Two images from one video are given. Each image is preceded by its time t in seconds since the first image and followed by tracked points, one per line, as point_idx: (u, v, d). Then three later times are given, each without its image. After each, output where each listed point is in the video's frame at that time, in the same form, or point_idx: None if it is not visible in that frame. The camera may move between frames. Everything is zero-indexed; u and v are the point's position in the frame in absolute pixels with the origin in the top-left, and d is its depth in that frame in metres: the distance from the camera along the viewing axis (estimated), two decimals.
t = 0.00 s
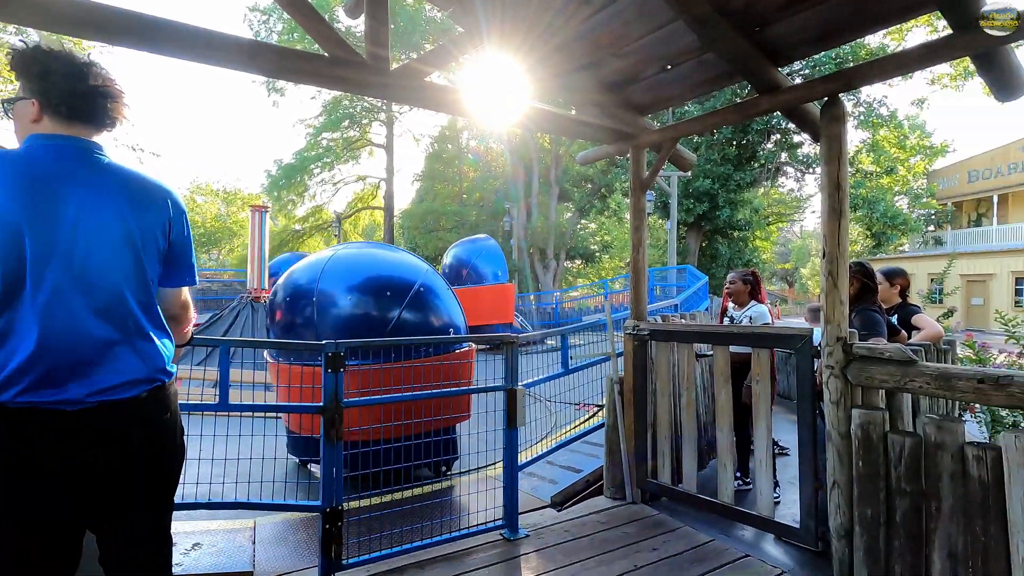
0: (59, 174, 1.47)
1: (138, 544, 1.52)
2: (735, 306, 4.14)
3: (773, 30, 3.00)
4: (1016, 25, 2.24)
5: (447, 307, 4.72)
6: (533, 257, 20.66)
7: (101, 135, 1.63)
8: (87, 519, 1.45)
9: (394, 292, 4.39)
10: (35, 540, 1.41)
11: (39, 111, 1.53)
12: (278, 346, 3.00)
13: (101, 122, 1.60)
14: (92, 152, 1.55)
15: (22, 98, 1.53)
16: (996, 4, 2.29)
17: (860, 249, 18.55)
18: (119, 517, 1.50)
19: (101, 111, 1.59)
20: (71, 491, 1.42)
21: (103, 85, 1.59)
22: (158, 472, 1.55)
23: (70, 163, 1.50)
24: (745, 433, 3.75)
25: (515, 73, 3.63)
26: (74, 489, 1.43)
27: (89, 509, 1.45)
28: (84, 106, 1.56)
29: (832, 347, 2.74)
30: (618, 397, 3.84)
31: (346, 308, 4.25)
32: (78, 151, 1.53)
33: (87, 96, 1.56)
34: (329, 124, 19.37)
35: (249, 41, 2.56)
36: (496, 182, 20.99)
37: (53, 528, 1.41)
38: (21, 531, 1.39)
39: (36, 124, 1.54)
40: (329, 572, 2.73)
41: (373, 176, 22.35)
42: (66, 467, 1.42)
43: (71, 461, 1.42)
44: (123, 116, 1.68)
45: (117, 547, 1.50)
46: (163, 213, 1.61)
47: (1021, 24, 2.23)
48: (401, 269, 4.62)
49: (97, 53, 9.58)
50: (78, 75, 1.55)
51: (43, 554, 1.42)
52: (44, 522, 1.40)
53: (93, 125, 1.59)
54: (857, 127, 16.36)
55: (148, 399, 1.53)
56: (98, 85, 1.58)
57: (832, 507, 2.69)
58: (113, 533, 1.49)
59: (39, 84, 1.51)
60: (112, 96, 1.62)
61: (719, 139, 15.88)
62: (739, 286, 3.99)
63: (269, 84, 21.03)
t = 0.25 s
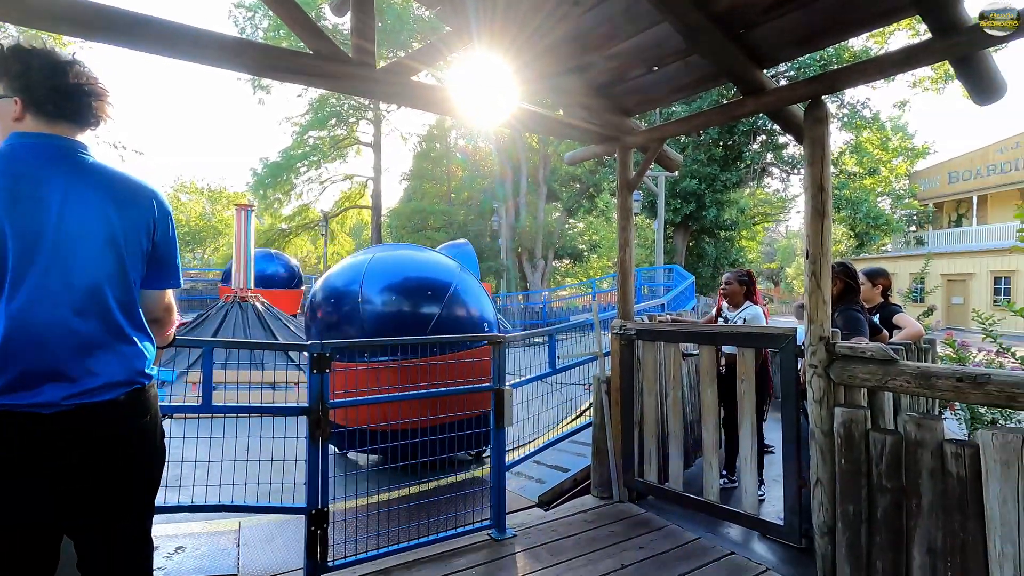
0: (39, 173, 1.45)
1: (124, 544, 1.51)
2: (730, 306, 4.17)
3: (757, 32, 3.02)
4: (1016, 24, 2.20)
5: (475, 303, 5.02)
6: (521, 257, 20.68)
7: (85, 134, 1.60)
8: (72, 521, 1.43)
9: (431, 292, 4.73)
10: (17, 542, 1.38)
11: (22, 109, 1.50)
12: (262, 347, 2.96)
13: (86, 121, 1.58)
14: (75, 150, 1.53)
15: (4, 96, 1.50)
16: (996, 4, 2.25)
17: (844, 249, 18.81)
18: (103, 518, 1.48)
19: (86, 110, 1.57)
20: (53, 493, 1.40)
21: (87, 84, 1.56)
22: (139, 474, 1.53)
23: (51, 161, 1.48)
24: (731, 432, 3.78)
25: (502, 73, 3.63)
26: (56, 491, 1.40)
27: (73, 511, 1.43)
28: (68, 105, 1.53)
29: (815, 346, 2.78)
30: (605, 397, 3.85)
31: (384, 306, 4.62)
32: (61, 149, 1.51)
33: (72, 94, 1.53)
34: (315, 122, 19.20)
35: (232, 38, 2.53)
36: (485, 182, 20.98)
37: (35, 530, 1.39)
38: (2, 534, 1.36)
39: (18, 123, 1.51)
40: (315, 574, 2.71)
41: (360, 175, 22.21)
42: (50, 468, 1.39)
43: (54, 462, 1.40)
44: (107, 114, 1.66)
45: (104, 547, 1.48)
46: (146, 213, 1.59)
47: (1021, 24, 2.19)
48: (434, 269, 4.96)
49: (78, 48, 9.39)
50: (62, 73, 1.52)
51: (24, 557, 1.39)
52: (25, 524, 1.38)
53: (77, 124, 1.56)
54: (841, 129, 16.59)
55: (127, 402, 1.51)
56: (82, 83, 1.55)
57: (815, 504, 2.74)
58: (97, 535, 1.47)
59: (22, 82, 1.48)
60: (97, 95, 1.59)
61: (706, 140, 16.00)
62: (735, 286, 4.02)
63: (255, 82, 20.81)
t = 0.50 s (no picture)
0: (33, 170, 1.43)
1: (125, 541, 1.51)
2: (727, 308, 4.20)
3: (746, 36, 3.06)
4: (1016, 24, 2.23)
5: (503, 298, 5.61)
6: (511, 258, 20.70)
7: (81, 133, 1.60)
8: (72, 520, 1.43)
9: (466, 287, 5.28)
10: (17, 542, 1.38)
11: (18, 108, 1.50)
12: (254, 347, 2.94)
13: (82, 121, 1.58)
14: (72, 149, 1.53)
15: None
16: (997, 4, 2.26)
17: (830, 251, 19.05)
18: (105, 516, 1.48)
19: (82, 110, 1.57)
20: (52, 493, 1.39)
21: (83, 82, 1.56)
22: (133, 474, 1.52)
23: (47, 159, 1.47)
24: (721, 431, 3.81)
25: (494, 75, 3.65)
26: (56, 491, 1.40)
27: (73, 511, 1.42)
28: (65, 104, 1.53)
29: (803, 346, 2.82)
30: (597, 397, 3.86)
31: (425, 301, 5.16)
32: (58, 147, 1.50)
33: (69, 94, 1.53)
34: (304, 123, 19.09)
35: (223, 37, 2.52)
36: (475, 183, 20.98)
37: (35, 530, 1.39)
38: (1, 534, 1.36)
39: (14, 121, 1.50)
40: None
41: (350, 176, 22.11)
42: (49, 468, 1.39)
43: (53, 462, 1.39)
44: (103, 114, 1.66)
45: (106, 545, 1.47)
46: (141, 213, 1.58)
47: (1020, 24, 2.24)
48: (466, 266, 5.51)
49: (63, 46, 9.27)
50: (59, 72, 1.52)
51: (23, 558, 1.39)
52: (25, 523, 1.37)
53: (74, 124, 1.56)
54: (828, 132, 16.82)
55: (120, 402, 1.49)
56: (78, 82, 1.55)
57: (804, 502, 2.78)
58: (97, 533, 1.47)
59: (18, 81, 1.47)
60: (94, 94, 1.59)
61: (695, 142, 16.13)
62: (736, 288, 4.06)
63: (243, 82, 20.66)
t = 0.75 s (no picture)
0: (24, 174, 1.43)
1: (120, 543, 1.52)
2: (718, 313, 4.23)
3: (735, 44, 3.11)
4: (1016, 24, 2.21)
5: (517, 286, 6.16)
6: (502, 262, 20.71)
7: (71, 137, 1.60)
8: (72, 520, 1.43)
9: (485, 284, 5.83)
10: (16, 542, 1.38)
11: (7, 112, 1.49)
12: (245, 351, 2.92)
13: (74, 125, 1.58)
14: (63, 153, 1.53)
15: None
16: (996, 4, 2.25)
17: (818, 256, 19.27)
18: (104, 517, 1.48)
19: (73, 114, 1.57)
20: (52, 493, 1.40)
21: (74, 85, 1.56)
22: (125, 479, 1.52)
23: (38, 164, 1.47)
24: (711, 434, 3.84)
25: (485, 81, 3.67)
26: (56, 491, 1.40)
27: (73, 511, 1.42)
28: (56, 109, 1.53)
29: (791, 349, 2.85)
30: (587, 401, 3.88)
31: (450, 298, 5.72)
32: (49, 151, 1.50)
33: (60, 98, 1.53)
34: (295, 126, 19.02)
35: (214, 41, 2.51)
36: (466, 187, 21.01)
37: (36, 530, 1.39)
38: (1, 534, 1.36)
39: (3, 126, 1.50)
40: None
41: (340, 180, 22.05)
42: (50, 468, 1.40)
43: (53, 462, 1.40)
44: (94, 117, 1.65)
45: (104, 547, 1.48)
46: (135, 216, 1.58)
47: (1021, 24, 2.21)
48: (485, 265, 6.05)
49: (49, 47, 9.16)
50: (50, 76, 1.52)
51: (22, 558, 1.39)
52: (25, 523, 1.37)
53: (64, 128, 1.56)
54: (814, 138, 17.06)
55: (111, 407, 1.49)
56: (69, 86, 1.55)
57: (793, 504, 2.81)
58: (96, 534, 1.47)
59: (7, 86, 1.47)
60: (85, 98, 1.59)
61: (684, 148, 16.28)
62: (724, 293, 4.09)
63: (232, 85, 20.55)
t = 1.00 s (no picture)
0: (14, 177, 1.43)
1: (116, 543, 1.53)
2: (707, 317, 4.26)
3: (724, 52, 3.15)
4: (1016, 24, 2.21)
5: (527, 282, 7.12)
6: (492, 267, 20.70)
7: (56, 139, 1.59)
8: (73, 520, 1.44)
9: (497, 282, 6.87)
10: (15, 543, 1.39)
11: None
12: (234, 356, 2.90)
13: (59, 127, 1.58)
14: (49, 154, 1.52)
15: None
16: (996, 4, 2.25)
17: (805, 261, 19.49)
18: (102, 517, 1.50)
19: (58, 116, 1.56)
20: (53, 493, 1.41)
21: (59, 87, 1.56)
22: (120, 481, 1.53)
23: (26, 166, 1.46)
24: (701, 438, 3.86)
25: (475, 86, 3.69)
26: (56, 491, 1.41)
27: (73, 511, 1.44)
28: (41, 112, 1.53)
29: (779, 353, 2.88)
30: (578, 405, 3.89)
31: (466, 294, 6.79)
32: (35, 153, 1.50)
33: (44, 100, 1.53)
34: (284, 130, 18.92)
35: (203, 44, 2.50)
36: (456, 192, 21.00)
37: (36, 530, 1.40)
38: (2, 533, 1.38)
39: None
40: None
41: (329, 184, 21.95)
42: (50, 468, 1.40)
43: (53, 462, 1.41)
44: (80, 118, 1.65)
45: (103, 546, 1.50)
46: (125, 220, 1.60)
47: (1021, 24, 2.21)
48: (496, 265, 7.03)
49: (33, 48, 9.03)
50: (33, 77, 1.51)
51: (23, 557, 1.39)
52: (26, 523, 1.38)
53: (49, 130, 1.56)
54: (801, 145, 17.29)
55: (104, 412, 1.49)
56: (54, 88, 1.55)
57: (782, 507, 2.83)
58: (95, 534, 1.48)
59: None
60: (71, 100, 1.59)
61: (673, 153, 16.41)
62: (712, 297, 4.12)
63: (221, 88, 20.41)
